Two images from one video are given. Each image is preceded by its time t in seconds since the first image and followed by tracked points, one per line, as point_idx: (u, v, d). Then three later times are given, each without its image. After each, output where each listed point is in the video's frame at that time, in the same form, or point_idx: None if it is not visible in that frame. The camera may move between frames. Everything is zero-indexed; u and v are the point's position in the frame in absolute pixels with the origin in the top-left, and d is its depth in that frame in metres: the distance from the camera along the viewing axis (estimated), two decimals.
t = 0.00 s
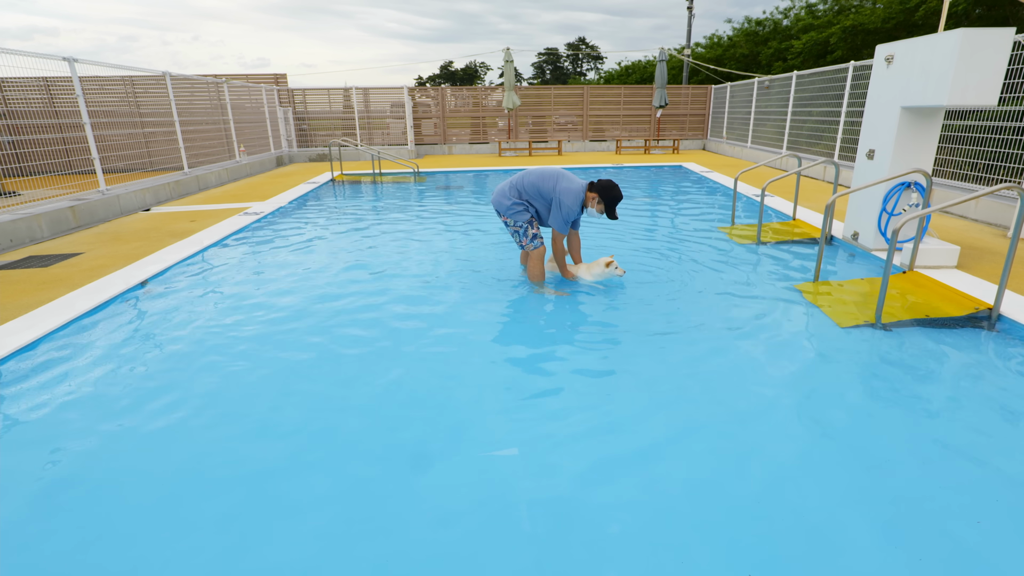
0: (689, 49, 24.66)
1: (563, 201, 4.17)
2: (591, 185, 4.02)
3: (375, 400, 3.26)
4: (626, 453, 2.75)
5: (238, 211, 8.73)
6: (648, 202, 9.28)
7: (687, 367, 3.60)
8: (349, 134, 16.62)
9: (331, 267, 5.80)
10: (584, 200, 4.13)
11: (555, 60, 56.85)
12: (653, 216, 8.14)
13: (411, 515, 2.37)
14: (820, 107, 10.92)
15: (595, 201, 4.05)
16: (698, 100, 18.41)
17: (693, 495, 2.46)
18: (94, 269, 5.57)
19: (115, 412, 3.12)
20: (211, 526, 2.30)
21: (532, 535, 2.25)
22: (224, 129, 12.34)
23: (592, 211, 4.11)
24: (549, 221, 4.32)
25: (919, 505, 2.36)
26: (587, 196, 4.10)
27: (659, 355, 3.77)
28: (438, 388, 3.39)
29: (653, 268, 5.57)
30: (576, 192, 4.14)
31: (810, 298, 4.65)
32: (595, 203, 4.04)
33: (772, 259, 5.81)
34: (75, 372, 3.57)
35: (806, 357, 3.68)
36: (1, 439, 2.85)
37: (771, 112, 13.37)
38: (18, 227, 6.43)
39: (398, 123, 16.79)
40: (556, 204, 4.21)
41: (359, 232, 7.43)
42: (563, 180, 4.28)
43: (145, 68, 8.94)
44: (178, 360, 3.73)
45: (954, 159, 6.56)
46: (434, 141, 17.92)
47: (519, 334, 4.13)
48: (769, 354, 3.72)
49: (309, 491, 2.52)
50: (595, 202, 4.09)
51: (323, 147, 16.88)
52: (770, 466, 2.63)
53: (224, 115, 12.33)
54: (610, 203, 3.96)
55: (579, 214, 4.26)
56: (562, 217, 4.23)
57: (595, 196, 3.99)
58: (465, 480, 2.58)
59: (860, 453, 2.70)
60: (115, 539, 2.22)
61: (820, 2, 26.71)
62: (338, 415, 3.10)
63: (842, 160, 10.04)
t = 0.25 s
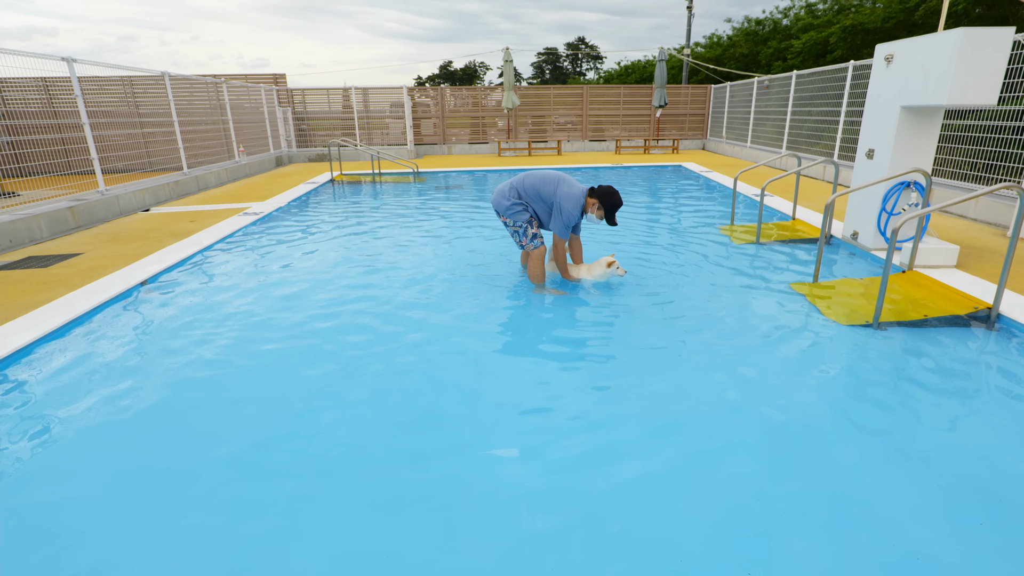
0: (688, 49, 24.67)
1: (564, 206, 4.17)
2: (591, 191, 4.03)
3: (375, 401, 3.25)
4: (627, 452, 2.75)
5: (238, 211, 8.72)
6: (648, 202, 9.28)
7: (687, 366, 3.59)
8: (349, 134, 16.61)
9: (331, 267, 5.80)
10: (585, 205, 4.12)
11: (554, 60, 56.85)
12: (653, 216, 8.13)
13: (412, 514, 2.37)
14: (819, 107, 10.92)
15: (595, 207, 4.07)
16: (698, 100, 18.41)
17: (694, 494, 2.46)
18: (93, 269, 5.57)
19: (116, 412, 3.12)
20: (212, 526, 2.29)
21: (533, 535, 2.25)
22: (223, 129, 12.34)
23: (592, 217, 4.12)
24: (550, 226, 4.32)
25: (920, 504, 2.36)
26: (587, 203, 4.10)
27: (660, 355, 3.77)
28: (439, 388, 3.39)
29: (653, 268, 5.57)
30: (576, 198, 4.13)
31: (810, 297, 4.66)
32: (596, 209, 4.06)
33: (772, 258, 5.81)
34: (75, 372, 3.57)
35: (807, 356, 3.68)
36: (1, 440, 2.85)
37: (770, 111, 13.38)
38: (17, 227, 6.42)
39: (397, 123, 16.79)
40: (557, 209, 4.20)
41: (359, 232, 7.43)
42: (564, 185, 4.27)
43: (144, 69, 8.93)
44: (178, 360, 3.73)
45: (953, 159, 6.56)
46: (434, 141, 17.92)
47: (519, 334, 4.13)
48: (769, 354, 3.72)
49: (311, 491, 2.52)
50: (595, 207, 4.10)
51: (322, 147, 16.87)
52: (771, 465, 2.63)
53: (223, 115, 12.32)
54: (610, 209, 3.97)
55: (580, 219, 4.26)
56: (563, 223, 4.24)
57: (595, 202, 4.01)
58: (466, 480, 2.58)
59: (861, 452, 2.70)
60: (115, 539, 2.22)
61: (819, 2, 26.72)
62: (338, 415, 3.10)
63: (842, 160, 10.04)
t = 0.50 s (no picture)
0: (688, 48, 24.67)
1: (563, 207, 4.17)
2: (591, 193, 4.03)
3: (375, 401, 3.26)
4: (626, 451, 2.76)
5: (238, 211, 8.73)
6: (648, 202, 9.27)
7: (686, 365, 3.60)
8: (348, 134, 16.61)
9: (331, 267, 5.81)
10: (584, 206, 4.13)
11: (554, 59, 56.84)
12: (653, 215, 8.14)
13: (413, 513, 2.39)
14: (819, 106, 10.92)
15: (595, 209, 4.07)
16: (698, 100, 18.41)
17: (693, 493, 2.47)
18: (93, 269, 5.57)
19: (116, 412, 3.13)
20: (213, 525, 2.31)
21: (532, 533, 2.26)
22: (223, 129, 12.34)
23: (592, 219, 4.12)
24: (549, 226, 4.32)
25: (917, 502, 2.37)
26: (586, 204, 4.10)
27: (659, 354, 3.77)
28: (438, 387, 3.40)
29: (653, 268, 5.58)
30: (575, 199, 4.13)
31: (810, 296, 4.67)
32: (595, 211, 4.06)
33: (772, 258, 5.82)
34: (75, 372, 3.57)
35: (806, 355, 3.69)
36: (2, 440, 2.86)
37: (770, 111, 13.39)
38: (17, 227, 6.42)
39: (397, 123, 16.79)
40: (556, 210, 4.21)
41: (359, 232, 7.43)
42: (563, 186, 4.28)
43: (143, 69, 8.92)
44: (178, 360, 3.73)
45: (952, 158, 6.57)
46: (433, 141, 17.92)
47: (519, 334, 4.14)
48: (768, 353, 3.73)
49: (311, 490, 2.53)
50: (595, 210, 4.10)
51: (322, 147, 16.87)
52: (770, 464, 2.64)
53: (223, 115, 12.32)
54: (609, 211, 3.97)
55: (579, 220, 4.26)
56: (562, 223, 4.24)
57: (595, 204, 4.01)
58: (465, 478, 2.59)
59: (859, 450, 2.72)
60: (117, 538, 2.23)
61: (818, 2, 26.73)
62: (339, 415, 3.11)
63: (841, 160, 10.04)
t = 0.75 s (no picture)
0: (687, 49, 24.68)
1: (562, 205, 4.16)
2: (590, 190, 4.04)
3: (374, 401, 3.26)
4: (624, 451, 2.76)
5: (237, 212, 8.72)
6: (648, 202, 9.28)
7: (686, 365, 3.61)
8: (348, 134, 16.61)
9: (330, 267, 5.80)
10: (583, 204, 4.12)
11: (553, 59, 56.93)
12: (653, 215, 8.13)
13: (410, 516, 2.38)
14: (818, 106, 10.93)
15: (595, 205, 4.07)
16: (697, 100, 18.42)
17: (694, 492, 2.47)
18: (92, 270, 5.56)
19: (114, 413, 3.12)
20: (211, 526, 2.30)
21: (532, 535, 2.26)
22: (222, 130, 12.34)
23: (592, 215, 4.13)
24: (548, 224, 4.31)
25: (916, 501, 2.37)
26: (586, 201, 4.11)
27: (659, 354, 3.77)
28: (437, 387, 3.40)
29: (653, 268, 5.58)
30: (574, 196, 4.12)
31: (809, 296, 4.66)
32: (595, 207, 4.07)
33: (771, 257, 5.82)
34: (73, 374, 3.56)
35: (804, 355, 3.69)
36: None
37: (769, 111, 13.39)
38: (16, 228, 6.41)
39: (396, 123, 16.78)
40: (555, 208, 4.20)
41: (359, 232, 7.42)
42: (561, 184, 4.27)
43: (143, 69, 8.92)
44: (176, 361, 3.72)
45: (952, 158, 6.57)
46: (433, 141, 17.91)
47: (519, 334, 4.14)
48: (768, 352, 3.73)
49: (310, 490, 2.53)
50: (595, 206, 4.11)
51: (321, 147, 16.88)
52: (768, 464, 2.63)
53: (222, 116, 12.32)
54: (609, 207, 3.97)
55: (578, 218, 4.25)
56: (561, 222, 4.24)
57: (594, 200, 4.02)
58: (465, 477, 2.58)
59: (857, 450, 2.72)
60: (116, 539, 2.23)
61: (817, 2, 26.75)
62: (335, 414, 3.12)
63: (841, 160, 10.04)
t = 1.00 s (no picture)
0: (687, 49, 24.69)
1: (560, 204, 4.15)
2: (589, 189, 4.04)
3: (373, 401, 3.25)
4: (624, 451, 2.75)
5: (236, 211, 8.72)
6: (648, 202, 9.27)
7: (685, 365, 3.60)
8: (348, 134, 16.62)
9: (329, 267, 5.80)
10: (581, 203, 4.12)
11: (553, 59, 56.95)
12: (652, 216, 8.13)
13: (410, 515, 2.38)
14: (817, 106, 10.92)
15: (593, 205, 4.08)
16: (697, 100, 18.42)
17: (694, 492, 2.47)
18: (90, 271, 5.56)
19: (112, 414, 3.11)
20: (211, 526, 2.30)
21: (532, 534, 2.26)
22: (222, 129, 12.34)
23: (591, 215, 4.13)
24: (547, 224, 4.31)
25: (916, 500, 2.37)
26: (584, 201, 4.11)
27: (659, 354, 3.77)
28: (436, 387, 3.40)
29: (652, 268, 5.58)
30: (573, 195, 4.12)
31: (808, 296, 4.66)
32: (594, 207, 4.07)
33: (771, 258, 5.81)
34: (71, 375, 3.56)
35: (804, 355, 3.68)
36: None
37: (769, 112, 13.40)
38: (13, 228, 6.41)
39: (396, 123, 16.77)
40: (553, 207, 4.19)
41: (358, 232, 7.42)
42: (559, 184, 4.27)
43: (141, 69, 8.92)
44: (174, 362, 3.72)
45: (950, 158, 6.57)
46: (433, 141, 17.89)
47: (518, 334, 4.13)
48: (768, 353, 3.72)
49: (310, 490, 2.53)
50: (593, 206, 4.11)
51: (321, 147, 16.89)
52: (768, 463, 2.63)
53: (222, 115, 12.32)
54: (608, 207, 3.97)
55: (577, 218, 4.25)
56: (559, 221, 4.23)
57: (593, 200, 4.02)
58: (464, 477, 2.58)
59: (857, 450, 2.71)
60: (115, 540, 2.23)
61: (817, 3, 26.78)
62: (334, 414, 3.12)
63: (840, 160, 10.04)
